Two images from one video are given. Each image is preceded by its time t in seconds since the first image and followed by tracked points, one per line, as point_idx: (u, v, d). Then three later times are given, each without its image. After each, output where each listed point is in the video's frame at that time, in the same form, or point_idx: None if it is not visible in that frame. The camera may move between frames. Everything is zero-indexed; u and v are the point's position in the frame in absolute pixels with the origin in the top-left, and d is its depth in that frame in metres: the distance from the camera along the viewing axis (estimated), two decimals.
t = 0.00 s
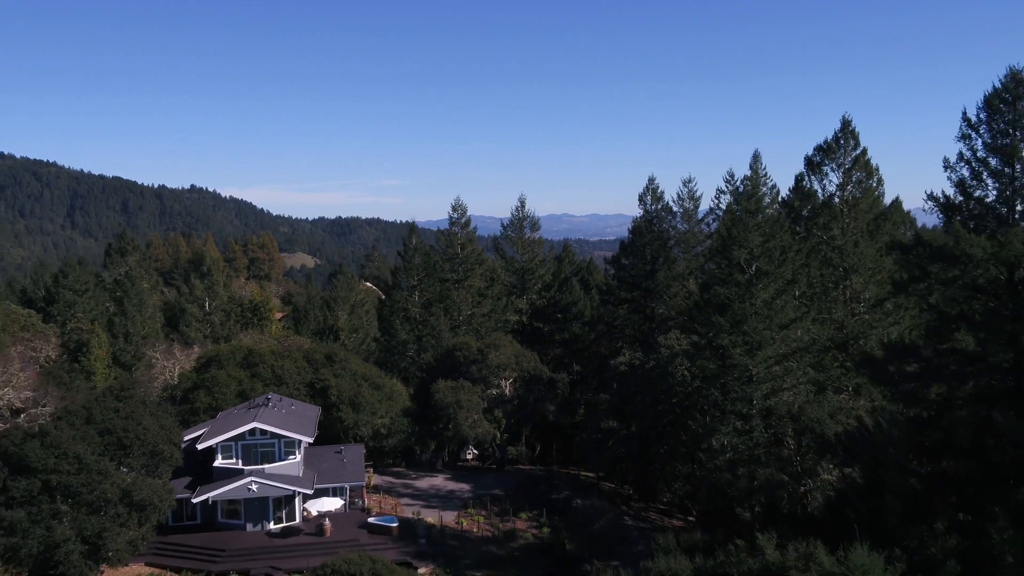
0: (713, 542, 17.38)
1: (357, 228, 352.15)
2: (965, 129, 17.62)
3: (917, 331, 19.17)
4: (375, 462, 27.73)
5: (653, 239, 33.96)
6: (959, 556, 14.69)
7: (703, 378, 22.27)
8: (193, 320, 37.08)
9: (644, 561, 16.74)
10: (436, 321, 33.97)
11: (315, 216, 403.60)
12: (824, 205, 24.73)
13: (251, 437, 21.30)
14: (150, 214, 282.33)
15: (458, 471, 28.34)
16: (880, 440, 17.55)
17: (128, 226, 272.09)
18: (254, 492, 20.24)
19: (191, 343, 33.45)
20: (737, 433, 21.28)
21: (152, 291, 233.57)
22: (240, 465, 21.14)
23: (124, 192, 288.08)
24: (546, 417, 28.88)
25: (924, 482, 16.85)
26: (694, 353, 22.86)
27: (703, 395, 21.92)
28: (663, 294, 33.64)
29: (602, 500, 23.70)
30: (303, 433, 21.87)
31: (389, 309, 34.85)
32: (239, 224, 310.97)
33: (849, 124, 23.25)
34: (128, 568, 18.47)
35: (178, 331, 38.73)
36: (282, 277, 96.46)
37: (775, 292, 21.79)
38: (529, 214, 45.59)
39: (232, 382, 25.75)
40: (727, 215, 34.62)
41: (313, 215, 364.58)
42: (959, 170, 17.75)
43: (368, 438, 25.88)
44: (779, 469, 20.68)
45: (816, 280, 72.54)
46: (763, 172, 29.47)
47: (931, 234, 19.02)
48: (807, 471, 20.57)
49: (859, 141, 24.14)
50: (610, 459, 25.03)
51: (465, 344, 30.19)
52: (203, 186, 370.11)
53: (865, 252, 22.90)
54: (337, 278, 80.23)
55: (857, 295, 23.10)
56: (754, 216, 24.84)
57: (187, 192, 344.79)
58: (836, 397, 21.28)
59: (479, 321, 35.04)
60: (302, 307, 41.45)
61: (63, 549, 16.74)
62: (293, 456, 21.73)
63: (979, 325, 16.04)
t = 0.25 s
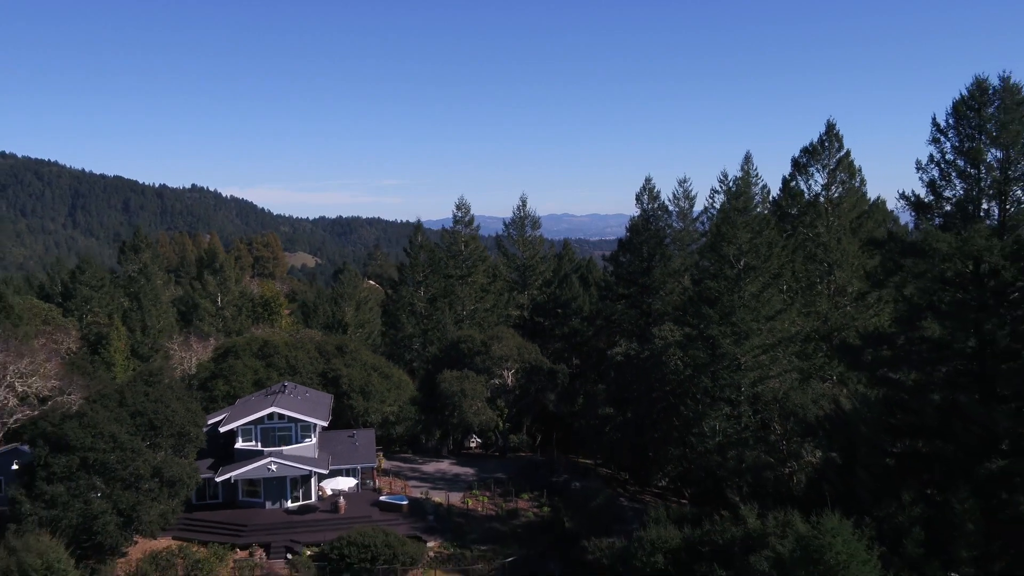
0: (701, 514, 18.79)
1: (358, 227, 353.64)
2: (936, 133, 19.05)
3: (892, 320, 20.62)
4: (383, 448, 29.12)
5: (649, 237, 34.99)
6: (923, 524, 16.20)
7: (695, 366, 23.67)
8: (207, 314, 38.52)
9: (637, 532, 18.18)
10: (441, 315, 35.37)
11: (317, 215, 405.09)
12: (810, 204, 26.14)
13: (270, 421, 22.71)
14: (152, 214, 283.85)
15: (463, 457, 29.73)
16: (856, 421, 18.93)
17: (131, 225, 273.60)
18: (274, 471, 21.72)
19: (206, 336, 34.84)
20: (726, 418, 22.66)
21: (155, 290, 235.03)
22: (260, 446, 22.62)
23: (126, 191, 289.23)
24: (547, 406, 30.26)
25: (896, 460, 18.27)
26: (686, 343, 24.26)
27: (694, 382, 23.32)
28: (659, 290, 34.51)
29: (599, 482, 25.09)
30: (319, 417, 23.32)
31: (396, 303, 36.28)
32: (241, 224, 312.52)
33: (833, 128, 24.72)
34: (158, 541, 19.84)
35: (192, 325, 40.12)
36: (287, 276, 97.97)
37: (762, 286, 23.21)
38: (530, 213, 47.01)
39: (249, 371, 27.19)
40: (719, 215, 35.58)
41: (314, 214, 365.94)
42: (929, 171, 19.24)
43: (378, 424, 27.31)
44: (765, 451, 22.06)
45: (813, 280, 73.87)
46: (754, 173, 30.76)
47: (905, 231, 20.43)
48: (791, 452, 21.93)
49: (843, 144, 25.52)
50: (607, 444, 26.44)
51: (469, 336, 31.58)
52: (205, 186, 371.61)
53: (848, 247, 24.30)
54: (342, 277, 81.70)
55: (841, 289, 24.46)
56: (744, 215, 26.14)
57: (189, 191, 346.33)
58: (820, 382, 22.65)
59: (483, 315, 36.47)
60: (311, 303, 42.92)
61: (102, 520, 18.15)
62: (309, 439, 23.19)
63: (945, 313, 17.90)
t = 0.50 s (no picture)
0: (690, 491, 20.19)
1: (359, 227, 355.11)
2: (909, 137, 20.53)
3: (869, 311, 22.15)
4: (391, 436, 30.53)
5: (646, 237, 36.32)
6: (893, 498, 17.63)
7: (687, 356, 25.07)
8: (219, 309, 39.94)
9: (631, 507, 19.59)
10: (446, 310, 36.79)
11: (318, 215, 406.62)
12: (797, 203, 27.55)
13: (286, 407, 24.14)
14: (154, 213, 285.41)
15: (467, 445, 31.13)
16: (835, 405, 20.33)
17: (133, 225, 275.10)
18: (290, 454, 23.01)
19: (219, 330, 36.24)
20: (715, 405, 24.06)
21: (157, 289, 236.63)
22: (276, 431, 23.96)
23: (128, 190, 290.61)
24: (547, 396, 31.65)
25: (871, 441, 19.73)
26: (679, 335, 25.66)
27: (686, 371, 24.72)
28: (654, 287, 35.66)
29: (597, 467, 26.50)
30: (332, 404, 24.70)
31: (402, 298, 37.70)
32: (243, 223, 314.12)
33: (818, 132, 26.18)
34: (183, 517, 21.24)
35: (204, 321, 41.50)
36: (291, 274, 99.45)
37: (750, 280, 24.70)
38: (531, 212, 48.42)
39: (264, 362, 28.61)
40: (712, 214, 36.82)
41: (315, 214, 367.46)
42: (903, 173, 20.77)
43: (387, 412, 28.73)
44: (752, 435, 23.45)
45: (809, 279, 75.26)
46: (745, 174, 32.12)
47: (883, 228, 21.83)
48: (777, 437, 23.31)
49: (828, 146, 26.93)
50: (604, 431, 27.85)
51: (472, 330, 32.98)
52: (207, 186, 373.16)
53: (832, 244, 25.74)
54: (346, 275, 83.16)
55: (826, 284, 25.85)
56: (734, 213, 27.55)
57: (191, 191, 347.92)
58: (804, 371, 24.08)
59: (485, 310, 37.87)
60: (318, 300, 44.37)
61: (133, 496, 19.54)
62: (322, 425, 24.56)
63: (916, 305, 19.60)
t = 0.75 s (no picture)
0: (680, 471, 21.69)
1: (360, 227, 356.72)
2: (885, 141, 22.11)
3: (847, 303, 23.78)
4: (399, 424, 32.07)
5: (643, 237, 37.78)
6: (866, 473, 19.16)
7: (679, 347, 26.59)
8: (231, 306, 41.45)
9: (625, 485, 21.14)
10: (450, 305, 38.34)
11: (319, 215, 408.31)
12: (785, 203, 29.12)
13: (302, 394, 25.67)
14: (157, 213, 286.94)
15: (471, 433, 32.64)
16: (815, 390, 21.83)
17: (136, 224, 276.64)
18: (306, 438, 24.52)
19: (233, 324, 37.77)
20: (705, 393, 25.63)
21: (160, 289, 238.29)
22: (292, 417, 25.47)
23: (131, 190, 292.16)
24: (547, 388, 33.15)
25: (849, 423, 21.31)
26: (672, 327, 27.17)
27: (678, 361, 26.26)
28: (650, 283, 37.00)
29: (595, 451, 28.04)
30: (344, 391, 26.23)
31: (408, 295, 39.22)
32: (244, 223, 315.74)
33: (803, 135, 27.78)
34: (208, 496, 22.73)
35: (217, 315, 43.04)
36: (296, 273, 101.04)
37: (738, 275, 26.29)
38: (533, 211, 49.96)
39: (279, 353, 30.14)
40: (705, 215, 38.17)
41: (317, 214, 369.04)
42: (880, 174, 22.35)
43: (395, 401, 30.27)
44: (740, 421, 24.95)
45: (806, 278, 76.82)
46: (738, 175, 33.67)
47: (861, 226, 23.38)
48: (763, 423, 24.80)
49: (814, 149, 28.46)
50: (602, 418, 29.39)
51: (477, 324, 34.47)
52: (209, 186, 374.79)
53: (816, 241, 27.31)
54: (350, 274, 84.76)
55: (812, 279, 27.36)
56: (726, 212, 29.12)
57: (193, 191, 349.57)
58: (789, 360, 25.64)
59: (488, 306, 39.40)
60: (325, 296, 45.89)
61: (163, 474, 21.05)
62: (335, 411, 26.07)
63: (889, 296, 21.25)
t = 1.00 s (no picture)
0: (672, 454, 23.12)
1: (361, 227, 358.14)
2: (865, 145, 23.58)
3: (830, 297, 25.27)
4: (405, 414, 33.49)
5: (640, 235, 39.22)
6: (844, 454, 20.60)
7: (673, 339, 28.01)
8: (242, 302, 42.85)
9: (621, 466, 22.56)
10: (454, 301, 39.77)
11: (320, 215, 409.73)
12: (774, 202, 30.57)
13: (315, 383, 27.08)
14: (158, 213, 288.29)
15: (474, 423, 34.07)
16: (799, 378, 23.26)
17: (138, 224, 278.02)
18: (319, 425, 25.93)
19: (244, 318, 39.19)
20: (697, 383, 27.07)
21: (162, 288, 239.70)
22: (305, 405, 26.88)
23: (133, 190, 293.56)
24: (547, 380, 34.59)
25: (830, 409, 22.76)
26: (666, 320, 28.59)
27: (671, 352, 27.70)
28: (646, 280, 38.43)
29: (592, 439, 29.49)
30: (355, 381, 27.65)
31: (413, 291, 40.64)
32: (246, 223, 317.14)
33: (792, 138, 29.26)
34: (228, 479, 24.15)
35: (227, 311, 44.44)
36: (298, 272, 102.45)
37: (729, 271, 27.78)
38: (533, 211, 51.38)
39: (291, 346, 31.56)
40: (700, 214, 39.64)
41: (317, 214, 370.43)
42: (860, 176, 23.82)
43: (402, 391, 31.71)
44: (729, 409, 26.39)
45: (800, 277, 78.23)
46: (730, 176, 35.13)
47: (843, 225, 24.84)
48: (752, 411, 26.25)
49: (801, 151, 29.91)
50: (599, 408, 30.83)
51: (479, 319, 35.90)
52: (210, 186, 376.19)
53: (802, 239, 28.79)
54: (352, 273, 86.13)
55: (799, 275, 28.80)
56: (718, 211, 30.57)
57: (195, 191, 350.99)
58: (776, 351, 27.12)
59: (490, 302, 40.82)
60: (331, 292, 47.32)
61: (187, 456, 22.47)
62: (347, 400, 27.49)
63: (867, 290, 22.69)
